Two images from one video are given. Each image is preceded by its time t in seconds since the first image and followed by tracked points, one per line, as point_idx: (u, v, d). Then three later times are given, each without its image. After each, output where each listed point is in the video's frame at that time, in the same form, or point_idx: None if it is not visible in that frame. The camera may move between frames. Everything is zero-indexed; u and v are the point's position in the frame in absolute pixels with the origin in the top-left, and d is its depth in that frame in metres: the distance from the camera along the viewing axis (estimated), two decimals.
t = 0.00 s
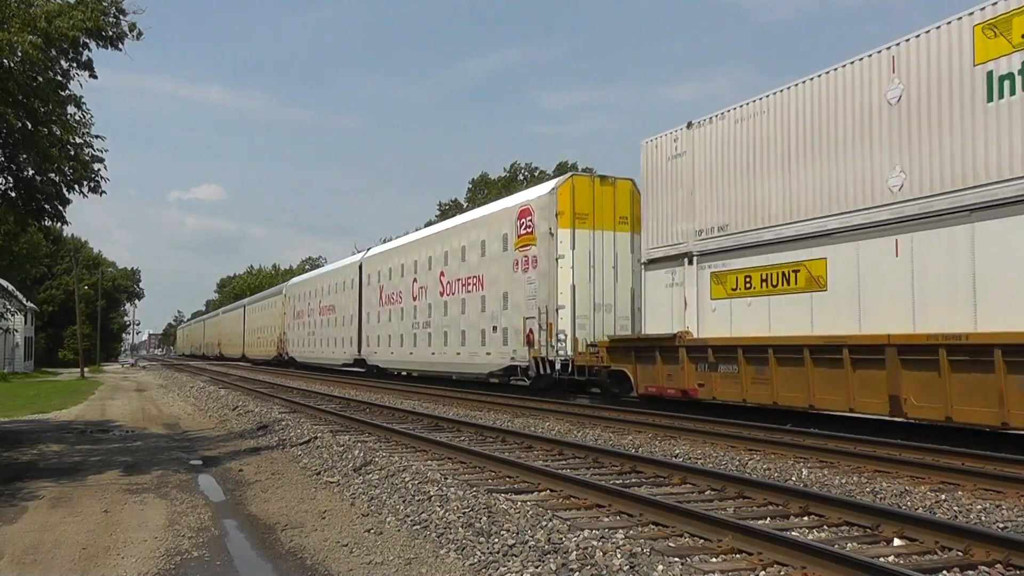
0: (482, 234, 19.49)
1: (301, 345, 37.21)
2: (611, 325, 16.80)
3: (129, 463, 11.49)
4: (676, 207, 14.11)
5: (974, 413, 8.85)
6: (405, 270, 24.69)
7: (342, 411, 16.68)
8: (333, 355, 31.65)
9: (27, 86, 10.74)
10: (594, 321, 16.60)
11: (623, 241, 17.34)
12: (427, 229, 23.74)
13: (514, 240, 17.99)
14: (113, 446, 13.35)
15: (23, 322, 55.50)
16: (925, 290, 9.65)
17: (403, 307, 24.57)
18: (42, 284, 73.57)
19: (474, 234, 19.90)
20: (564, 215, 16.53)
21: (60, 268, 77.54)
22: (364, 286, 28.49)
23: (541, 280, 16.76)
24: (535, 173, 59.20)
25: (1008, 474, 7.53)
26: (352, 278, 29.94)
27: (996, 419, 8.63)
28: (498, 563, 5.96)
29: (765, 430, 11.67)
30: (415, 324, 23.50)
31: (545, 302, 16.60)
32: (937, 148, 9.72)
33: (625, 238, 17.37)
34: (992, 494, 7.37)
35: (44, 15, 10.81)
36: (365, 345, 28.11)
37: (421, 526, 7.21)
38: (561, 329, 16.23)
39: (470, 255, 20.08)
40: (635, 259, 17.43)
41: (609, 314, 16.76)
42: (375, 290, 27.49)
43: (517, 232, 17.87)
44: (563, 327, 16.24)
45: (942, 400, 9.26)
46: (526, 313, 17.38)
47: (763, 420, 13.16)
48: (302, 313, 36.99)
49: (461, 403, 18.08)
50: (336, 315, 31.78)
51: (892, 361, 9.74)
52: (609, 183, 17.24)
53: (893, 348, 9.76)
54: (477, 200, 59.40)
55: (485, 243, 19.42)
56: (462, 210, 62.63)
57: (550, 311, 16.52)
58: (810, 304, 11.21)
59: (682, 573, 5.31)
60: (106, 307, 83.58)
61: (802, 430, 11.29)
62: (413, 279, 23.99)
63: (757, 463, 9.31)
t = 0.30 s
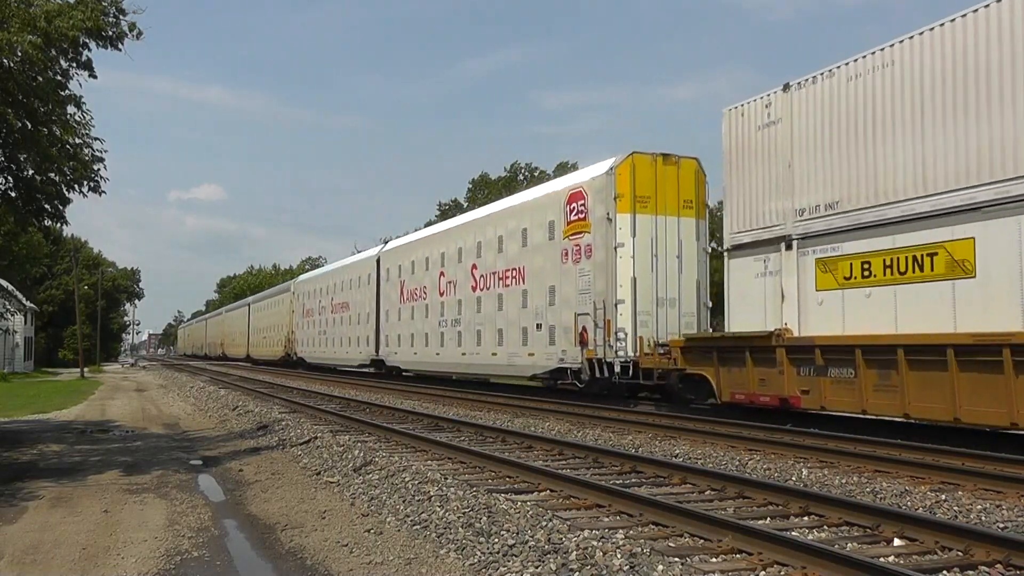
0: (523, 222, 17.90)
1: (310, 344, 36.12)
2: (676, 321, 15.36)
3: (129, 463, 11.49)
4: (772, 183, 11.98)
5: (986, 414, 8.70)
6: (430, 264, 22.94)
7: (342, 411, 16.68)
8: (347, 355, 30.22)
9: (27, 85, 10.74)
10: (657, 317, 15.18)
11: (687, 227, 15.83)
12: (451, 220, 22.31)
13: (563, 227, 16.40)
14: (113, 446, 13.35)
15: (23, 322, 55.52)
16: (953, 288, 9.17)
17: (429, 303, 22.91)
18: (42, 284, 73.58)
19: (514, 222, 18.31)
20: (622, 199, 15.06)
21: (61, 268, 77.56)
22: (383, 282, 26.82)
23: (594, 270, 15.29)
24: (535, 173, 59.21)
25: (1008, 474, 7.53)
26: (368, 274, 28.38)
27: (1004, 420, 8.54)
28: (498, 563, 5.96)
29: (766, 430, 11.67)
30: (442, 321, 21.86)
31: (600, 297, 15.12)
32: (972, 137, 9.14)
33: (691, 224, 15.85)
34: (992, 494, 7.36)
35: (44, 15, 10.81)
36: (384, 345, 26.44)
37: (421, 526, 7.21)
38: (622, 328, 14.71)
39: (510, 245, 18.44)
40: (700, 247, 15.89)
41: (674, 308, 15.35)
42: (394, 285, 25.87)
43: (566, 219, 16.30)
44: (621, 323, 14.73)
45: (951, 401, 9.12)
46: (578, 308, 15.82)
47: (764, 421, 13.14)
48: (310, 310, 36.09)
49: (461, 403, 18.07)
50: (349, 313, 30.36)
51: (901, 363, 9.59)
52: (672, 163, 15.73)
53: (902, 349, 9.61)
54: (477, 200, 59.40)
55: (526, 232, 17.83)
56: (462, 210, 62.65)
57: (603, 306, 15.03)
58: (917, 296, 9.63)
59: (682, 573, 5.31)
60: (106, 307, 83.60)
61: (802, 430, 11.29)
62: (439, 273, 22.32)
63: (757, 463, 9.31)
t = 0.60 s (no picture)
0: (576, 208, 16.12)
1: (320, 345, 34.69)
2: (758, 317, 13.43)
3: (129, 463, 11.49)
4: (897, 148, 9.88)
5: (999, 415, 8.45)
6: (461, 258, 21.08)
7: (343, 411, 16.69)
8: (362, 357, 28.56)
9: (27, 85, 10.74)
10: (736, 313, 13.27)
11: (770, 210, 13.87)
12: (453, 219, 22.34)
13: (625, 211, 14.59)
14: (113, 446, 13.35)
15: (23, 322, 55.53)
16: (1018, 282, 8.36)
17: (460, 300, 21.09)
18: (42, 284, 73.57)
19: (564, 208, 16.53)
20: (698, 176, 13.14)
21: (61, 269, 77.56)
22: (406, 277, 24.97)
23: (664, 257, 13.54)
24: (535, 173, 59.22)
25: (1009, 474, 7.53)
26: (387, 269, 26.58)
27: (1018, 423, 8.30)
28: (498, 563, 5.96)
29: (766, 430, 11.66)
30: (476, 319, 20.09)
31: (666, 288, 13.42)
32: None
33: (773, 206, 13.88)
34: (992, 494, 7.36)
35: (44, 15, 10.81)
36: (406, 345, 24.62)
37: (421, 526, 7.21)
38: (697, 326, 12.85)
39: (560, 231, 16.68)
40: (782, 233, 13.94)
41: (756, 303, 13.41)
42: (417, 281, 24.19)
43: (628, 201, 14.48)
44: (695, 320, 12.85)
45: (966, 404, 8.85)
46: (643, 302, 14.02)
47: (764, 421, 13.14)
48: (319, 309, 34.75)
49: (461, 403, 18.07)
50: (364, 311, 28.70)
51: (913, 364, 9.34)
52: (751, 135, 13.76)
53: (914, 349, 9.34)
54: (477, 200, 59.41)
55: (578, 219, 16.04)
56: (462, 210, 62.66)
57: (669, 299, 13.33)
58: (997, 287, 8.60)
59: (682, 573, 5.31)
60: (106, 307, 83.62)
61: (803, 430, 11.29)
62: (473, 267, 20.48)
63: (758, 463, 9.31)
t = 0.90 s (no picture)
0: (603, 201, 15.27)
1: (335, 345, 32.82)
2: (861, 311, 11.74)
3: (129, 463, 11.49)
4: None
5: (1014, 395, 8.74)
6: (499, 248, 19.18)
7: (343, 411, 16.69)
8: (384, 357, 26.59)
9: (27, 85, 10.75)
10: (840, 307, 11.57)
11: (872, 187, 12.12)
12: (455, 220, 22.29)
13: (703, 189, 12.79)
14: (113, 446, 13.35)
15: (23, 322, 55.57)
16: None
17: (498, 296, 19.20)
18: (41, 284, 73.54)
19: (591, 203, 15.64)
20: (796, 146, 11.41)
21: (60, 269, 77.50)
22: (434, 269, 23.03)
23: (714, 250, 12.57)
24: (535, 173, 59.23)
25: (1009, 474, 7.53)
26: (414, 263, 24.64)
27: None
28: (498, 563, 5.97)
29: (766, 430, 11.65)
30: (516, 315, 18.33)
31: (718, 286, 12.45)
32: None
33: (875, 183, 12.14)
34: (992, 494, 7.36)
35: (44, 15, 10.81)
36: (435, 344, 22.70)
37: (421, 526, 7.21)
38: (798, 323, 11.13)
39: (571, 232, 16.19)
40: (887, 214, 12.20)
41: (859, 296, 11.72)
42: (445, 274, 22.29)
43: (706, 178, 12.72)
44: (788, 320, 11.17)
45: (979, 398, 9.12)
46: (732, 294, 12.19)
47: (764, 420, 13.12)
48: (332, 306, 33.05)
49: (461, 403, 18.07)
50: (386, 308, 26.78)
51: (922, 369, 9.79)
52: (853, 100, 12.04)
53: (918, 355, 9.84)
54: (477, 200, 59.43)
55: (642, 201, 14.23)
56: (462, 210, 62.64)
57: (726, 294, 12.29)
58: None
59: (682, 573, 5.31)
60: (106, 307, 83.63)
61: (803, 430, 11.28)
62: (511, 259, 18.63)
63: (758, 463, 9.31)
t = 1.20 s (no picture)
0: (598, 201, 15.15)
1: (344, 345, 30.43)
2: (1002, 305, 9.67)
3: (129, 463, 11.49)
4: None
5: None
6: (545, 236, 16.89)
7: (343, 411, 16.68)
8: (404, 359, 24.17)
9: (27, 86, 10.75)
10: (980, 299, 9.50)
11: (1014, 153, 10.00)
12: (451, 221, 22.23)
13: (808, 161, 10.68)
14: (113, 446, 13.35)
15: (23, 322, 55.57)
16: None
17: (541, 292, 16.96)
18: (41, 284, 73.50)
19: (586, 203, 15.54)
20: (932, 104, 9.27)
21: (60, 269, 77.42)
22: (463, 263, 20.64)
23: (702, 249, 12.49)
24: (535, 173, 59.30)
25: (1009, 474, 7.53)
26: (440, 257, 22.18)
27: None
28: (498, 563, 5.97)
29: (765, 430, 11.65)
30: (564, 311, 16.12)
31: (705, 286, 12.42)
32: None
33: (1017, 148, 9.98)
34: (992, 494, 7.36)
35: (44, 15, 10.81)
36: (467, 345, 20.31)
37: (421, 526, 7.21)
38: (934, 319, 9.10)
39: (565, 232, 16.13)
40: None
41: (1000, 285, 9.66)
42: (476, 267, 20.06)
43: (812, 147, 10.63)
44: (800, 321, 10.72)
45: None
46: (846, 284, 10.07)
47: (764, 421, 13.12)
48: (343, 304, 30.69)
49: (461, 403, 18.06)
50: (406, 305, 24.32)
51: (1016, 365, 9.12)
52: (993, 48, 9.94)
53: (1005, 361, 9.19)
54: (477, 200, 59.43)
55: (727, 177, 12.10)
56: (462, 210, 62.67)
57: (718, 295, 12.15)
58: None
59: (682, 573, 5.31)
60: (106, 307, 83.65)
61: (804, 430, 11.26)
62: (559, 249, 16.39)
63: (758, 463, 9.31)
